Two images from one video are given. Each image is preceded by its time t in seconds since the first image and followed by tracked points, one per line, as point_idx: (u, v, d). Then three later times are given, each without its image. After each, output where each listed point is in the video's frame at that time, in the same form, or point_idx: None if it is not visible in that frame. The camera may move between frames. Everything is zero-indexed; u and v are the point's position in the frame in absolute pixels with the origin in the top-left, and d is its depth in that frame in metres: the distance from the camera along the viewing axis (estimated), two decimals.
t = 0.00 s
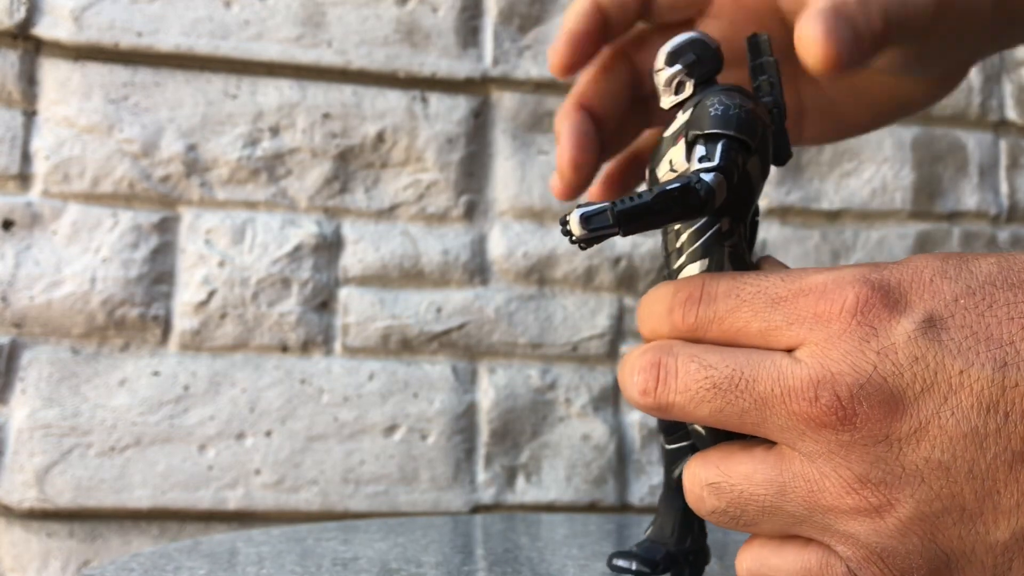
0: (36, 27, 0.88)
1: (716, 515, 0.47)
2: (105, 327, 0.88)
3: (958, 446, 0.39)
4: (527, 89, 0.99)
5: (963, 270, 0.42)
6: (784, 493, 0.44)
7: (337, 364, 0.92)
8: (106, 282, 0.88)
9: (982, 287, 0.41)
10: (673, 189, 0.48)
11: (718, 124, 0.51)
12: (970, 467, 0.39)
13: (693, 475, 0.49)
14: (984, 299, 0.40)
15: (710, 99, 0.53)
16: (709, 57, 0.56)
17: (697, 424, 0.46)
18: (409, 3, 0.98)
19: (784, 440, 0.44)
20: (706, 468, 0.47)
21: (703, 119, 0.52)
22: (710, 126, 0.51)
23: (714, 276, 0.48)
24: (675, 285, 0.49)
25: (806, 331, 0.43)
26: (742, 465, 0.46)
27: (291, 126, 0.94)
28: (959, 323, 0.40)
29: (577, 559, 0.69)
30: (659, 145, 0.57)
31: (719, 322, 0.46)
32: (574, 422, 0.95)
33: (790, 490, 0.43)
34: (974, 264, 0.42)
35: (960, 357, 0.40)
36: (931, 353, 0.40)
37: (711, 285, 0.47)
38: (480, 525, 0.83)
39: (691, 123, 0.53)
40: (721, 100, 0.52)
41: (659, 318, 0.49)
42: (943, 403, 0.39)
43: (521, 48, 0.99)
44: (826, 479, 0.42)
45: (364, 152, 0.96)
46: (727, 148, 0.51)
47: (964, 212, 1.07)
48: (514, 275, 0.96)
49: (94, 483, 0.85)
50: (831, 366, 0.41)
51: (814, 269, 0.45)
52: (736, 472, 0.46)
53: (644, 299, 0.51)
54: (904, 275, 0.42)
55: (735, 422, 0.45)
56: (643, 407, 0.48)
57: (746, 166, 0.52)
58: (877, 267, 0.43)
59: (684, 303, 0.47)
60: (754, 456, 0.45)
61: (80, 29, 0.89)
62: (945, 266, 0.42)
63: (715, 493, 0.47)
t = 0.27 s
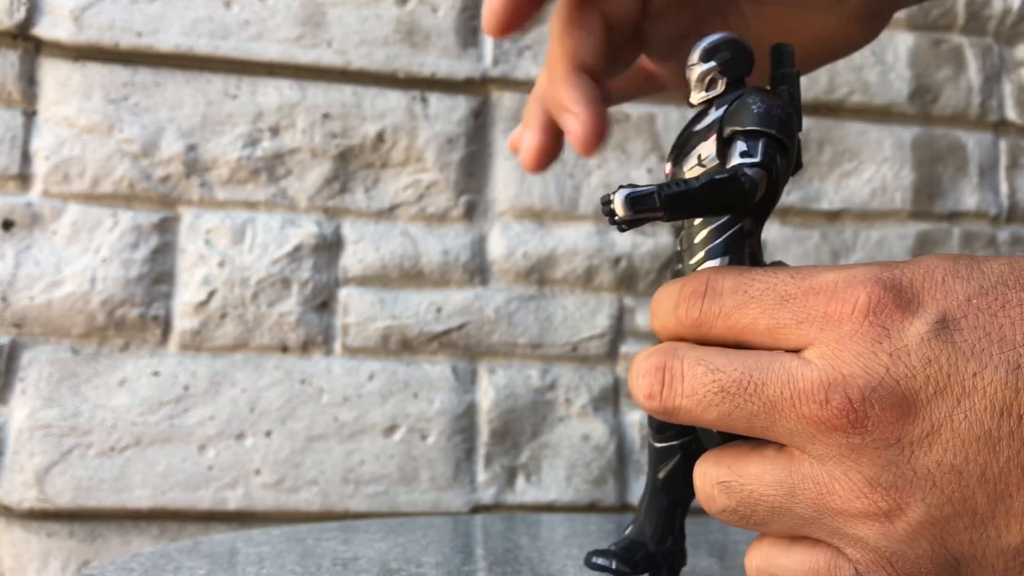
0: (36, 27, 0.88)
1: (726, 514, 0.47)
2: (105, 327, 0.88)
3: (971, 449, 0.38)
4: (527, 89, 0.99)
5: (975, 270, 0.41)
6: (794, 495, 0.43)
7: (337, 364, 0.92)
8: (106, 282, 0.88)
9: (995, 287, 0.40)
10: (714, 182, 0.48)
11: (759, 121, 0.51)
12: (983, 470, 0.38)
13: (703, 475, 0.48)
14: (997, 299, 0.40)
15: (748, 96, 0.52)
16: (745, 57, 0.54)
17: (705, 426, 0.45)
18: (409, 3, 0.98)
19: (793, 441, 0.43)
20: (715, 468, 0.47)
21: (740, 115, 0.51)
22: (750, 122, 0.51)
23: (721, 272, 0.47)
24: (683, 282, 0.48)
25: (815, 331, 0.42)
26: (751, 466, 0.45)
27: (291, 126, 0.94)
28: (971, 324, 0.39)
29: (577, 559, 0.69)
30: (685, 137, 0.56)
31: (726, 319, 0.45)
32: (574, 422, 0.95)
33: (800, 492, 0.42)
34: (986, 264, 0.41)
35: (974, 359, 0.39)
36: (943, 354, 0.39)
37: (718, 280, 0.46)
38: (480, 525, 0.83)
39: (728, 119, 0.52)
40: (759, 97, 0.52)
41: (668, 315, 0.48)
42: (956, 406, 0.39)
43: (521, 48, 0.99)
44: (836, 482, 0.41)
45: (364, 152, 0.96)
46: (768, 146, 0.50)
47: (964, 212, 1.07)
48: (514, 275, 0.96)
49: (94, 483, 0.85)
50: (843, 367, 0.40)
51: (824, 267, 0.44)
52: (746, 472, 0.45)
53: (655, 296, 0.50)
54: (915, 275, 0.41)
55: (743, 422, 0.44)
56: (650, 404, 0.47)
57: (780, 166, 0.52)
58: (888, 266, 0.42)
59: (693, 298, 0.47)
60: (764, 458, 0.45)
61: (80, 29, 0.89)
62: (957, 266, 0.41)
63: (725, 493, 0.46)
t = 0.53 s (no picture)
0: (36, 27, 0.88)
1: (736, 519, 0.47)
2: (105, 327, 0.88)
3: (981, 458, 0.38)
4: (527, 89, 0.99)
5: (987, 271, 0.40)
6: (802, 502, 0.43)
7: (337, 364, 0.92)
8: (106, 282, 0.88)
9: (1007, 290, 0.39)
10: (745, 180, 0.50)
11: (787, 115, 0.50)
12: (993, 479, 0.38)
13: (712, 480, 0.48)
14: (1009, 303, 0.39)
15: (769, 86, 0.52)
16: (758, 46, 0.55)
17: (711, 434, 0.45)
18: (409, 3, 0.98)
19: (801, 449, 0.42)
20: (724, 472, 0.47)
21: (765, 107, 0.51)
22: (778, 115, 0.51)
23: (720, 266, 0.46)
24: (682, 276, 0.47)
25: (822, 336, 0.41)
26: (761, 472, 0.45)
27: (291, 126, 0.94)
28: (983, 329, 0.38)
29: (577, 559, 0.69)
30: (698, 125, 0.55)
31: (728, 318, 0.45)
32: (574, 422, 0.95)
33: (807, 499, 0.43)
34: (998, 265, 0.40)
35: (985, 366, 0.38)
36: (954, 361, 0.38)
37: (717, 276, 0.45)
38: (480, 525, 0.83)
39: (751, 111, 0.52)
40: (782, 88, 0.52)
41: (667, 312, 0.47)
42: (966, 415, 0.38)
43: (521, 48, 0.99)
44: (844, 490, 0.41)
45: (364, 152, 0.96)
46: (800, 142, 0.51)
47: (964, 212, 1.07)
48: (514, 275, 0.96)
49: (94, 483, 0.85)
50: (850, 375, 0.40)
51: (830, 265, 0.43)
52: (753, 479, 0.45)
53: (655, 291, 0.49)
54: (925, 276, 0.40)
55: (749, 431, 0.43)
56: (657, 412, 0.47)
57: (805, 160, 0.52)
58: (897, 266, 0.41)
59: (693, 295, 0.46)
60: (773, 464, 0.45)
61: (80, 29, 0.89)
62: (969, 267, 0.40)
63: (734, 498, 0.47)
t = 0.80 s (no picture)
0: (36, 27, 0.88)
1: (744, 512, 0.48)
2: (105, 327, 0.88)
3: (983, 451, 0.38)
4: (527, 89, 0.99)
5: (989, 266, 0.40)
6: (806, 496, 0.43)
7: (337, 364, 0.92)
8: (106, 282, 0.88)
9: (1009, 285, 0.39)
10: (772, 191, 0.46)
11: (787, 114, 0.48)
12: (996, 471, 0.38)
13: (719, 474, 0.49)
14: (1012, 297, 0.39)
15: (758, 88, 0.50)
16: (736, 44, 0.53)
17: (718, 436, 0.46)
18: (409, 3, 0.98)
19: (805, 445, 0.43)
20: (731, 467, 0.48)
21: (762, 109, 0.49)
22: (777, 118, 0.48)
23: (731, 255, 0.47)
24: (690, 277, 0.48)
25: (824, 332, 0.42)
26: (766, 467, 0.45)
27: (291, 126, 0.94)
28: (984, 324, 0.38)
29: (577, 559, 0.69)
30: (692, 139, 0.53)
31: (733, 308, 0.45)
32: (574, 422, 0.95)
33: (811, 493, 0.43)
34: (1001, 259, 0.40)
35: (987, 361, 0.38)
36: (955, 357, 0.38)
37: (725, 265, 0.47)
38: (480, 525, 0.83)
39: (746, 118, 0.50)
40: (774, 88, 0.49)
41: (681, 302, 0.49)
42: (968, 409, 0.38)
43: (521, 48, 0.99)
44: (847, 484, 0.41)
45: (364, 152, 0.96)
46: (806, 137, 0.48)
47: (964, 212, 1.07)
48: (514, 275, 0.96)
49: (94, 483, 0.85)
50: (853, 372, 0.40)
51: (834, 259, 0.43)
52: (758, 473, 0.46)
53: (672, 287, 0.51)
54: (927, 271, 0.40)
55: (754, 429, 0.44)
56: (663, 411, 0.48)
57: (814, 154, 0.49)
58: (900, 261, 0.41)
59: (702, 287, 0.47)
60: (778, 459, 0.45)
61: (80, 29, 0.89)
62: (971, 262, 0.40)
63: (742, 493, 0.47)
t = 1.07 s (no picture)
0: (36, 27, 0.88)
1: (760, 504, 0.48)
2: (105, 327, 0.88)
3: (1003, 447, 0.39)
4: (527, 89, 0.99)
5: (1004, 262, 0.41)
6: (823, 490, 0.44)
7: (337, 364, 0.92)
8: (106, 282, 0.88)
9: None
10: (807, 174, 0.46)
11: (792, 98, 0.48)
12: (1015, 467, 0.39)
13: (735, 465, 0.49)
14: None
15: (755, 75, 0.50)
16: (720, 34, 0.53)
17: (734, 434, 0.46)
18: (409, 3, 0.98)
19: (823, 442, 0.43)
20: (746, 460, 0.48)
21: (765, 94, 0.49)
22: (780, 103, 0.48)
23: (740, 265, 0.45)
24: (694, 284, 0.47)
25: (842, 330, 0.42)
26: (781, 461, 0.45)
27: (291, 126, 0.94)
28: (1003, 321, 0.39)
29: (577, 559, 0.69)
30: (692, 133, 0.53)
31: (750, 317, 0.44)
32: (574, 422, 0.95)
33: (829, 489, 0.43)
34: (1016, 256, 0.41)
35: (1006, 358, 0.39)
36: (975, 354, 0.39)
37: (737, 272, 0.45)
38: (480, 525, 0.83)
39: (749, 106, 0.50)
40: (772, 72, 0.50)
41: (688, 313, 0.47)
42: (987, 406, 0.39)
43: (521, 48, 0.99)
44: (866, 480, 0.42)
45: (364, 152, 0.96)
46: (813, 119, 0.48)
47: (964, 212, 1.07)
48: (514, 275, 0.96)
49: (94, 484, 0.85)
50: (872, 370, 0.40)
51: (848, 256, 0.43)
52: (774, 469, 0.46)
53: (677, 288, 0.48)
54: (945, 268, 0.41)
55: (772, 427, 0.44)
56: (679, 409, 0.47)
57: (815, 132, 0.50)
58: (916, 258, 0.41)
59: (715, 300, 0.45)
60: (793, 454, 0.45)
61: (80, 29, 0.89)
62: (987, 258, 0.41)
63: (758, 486, 0.47)
